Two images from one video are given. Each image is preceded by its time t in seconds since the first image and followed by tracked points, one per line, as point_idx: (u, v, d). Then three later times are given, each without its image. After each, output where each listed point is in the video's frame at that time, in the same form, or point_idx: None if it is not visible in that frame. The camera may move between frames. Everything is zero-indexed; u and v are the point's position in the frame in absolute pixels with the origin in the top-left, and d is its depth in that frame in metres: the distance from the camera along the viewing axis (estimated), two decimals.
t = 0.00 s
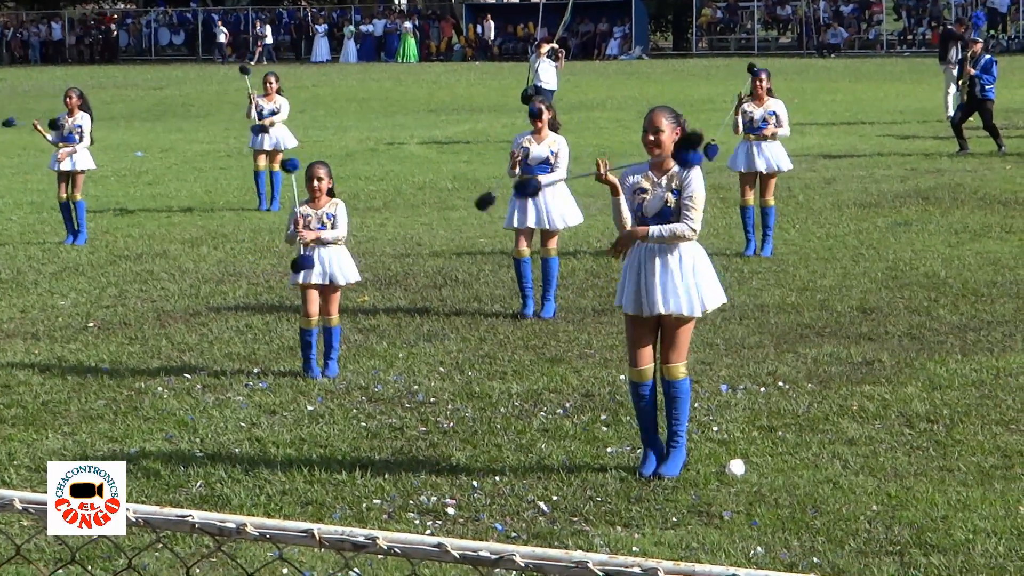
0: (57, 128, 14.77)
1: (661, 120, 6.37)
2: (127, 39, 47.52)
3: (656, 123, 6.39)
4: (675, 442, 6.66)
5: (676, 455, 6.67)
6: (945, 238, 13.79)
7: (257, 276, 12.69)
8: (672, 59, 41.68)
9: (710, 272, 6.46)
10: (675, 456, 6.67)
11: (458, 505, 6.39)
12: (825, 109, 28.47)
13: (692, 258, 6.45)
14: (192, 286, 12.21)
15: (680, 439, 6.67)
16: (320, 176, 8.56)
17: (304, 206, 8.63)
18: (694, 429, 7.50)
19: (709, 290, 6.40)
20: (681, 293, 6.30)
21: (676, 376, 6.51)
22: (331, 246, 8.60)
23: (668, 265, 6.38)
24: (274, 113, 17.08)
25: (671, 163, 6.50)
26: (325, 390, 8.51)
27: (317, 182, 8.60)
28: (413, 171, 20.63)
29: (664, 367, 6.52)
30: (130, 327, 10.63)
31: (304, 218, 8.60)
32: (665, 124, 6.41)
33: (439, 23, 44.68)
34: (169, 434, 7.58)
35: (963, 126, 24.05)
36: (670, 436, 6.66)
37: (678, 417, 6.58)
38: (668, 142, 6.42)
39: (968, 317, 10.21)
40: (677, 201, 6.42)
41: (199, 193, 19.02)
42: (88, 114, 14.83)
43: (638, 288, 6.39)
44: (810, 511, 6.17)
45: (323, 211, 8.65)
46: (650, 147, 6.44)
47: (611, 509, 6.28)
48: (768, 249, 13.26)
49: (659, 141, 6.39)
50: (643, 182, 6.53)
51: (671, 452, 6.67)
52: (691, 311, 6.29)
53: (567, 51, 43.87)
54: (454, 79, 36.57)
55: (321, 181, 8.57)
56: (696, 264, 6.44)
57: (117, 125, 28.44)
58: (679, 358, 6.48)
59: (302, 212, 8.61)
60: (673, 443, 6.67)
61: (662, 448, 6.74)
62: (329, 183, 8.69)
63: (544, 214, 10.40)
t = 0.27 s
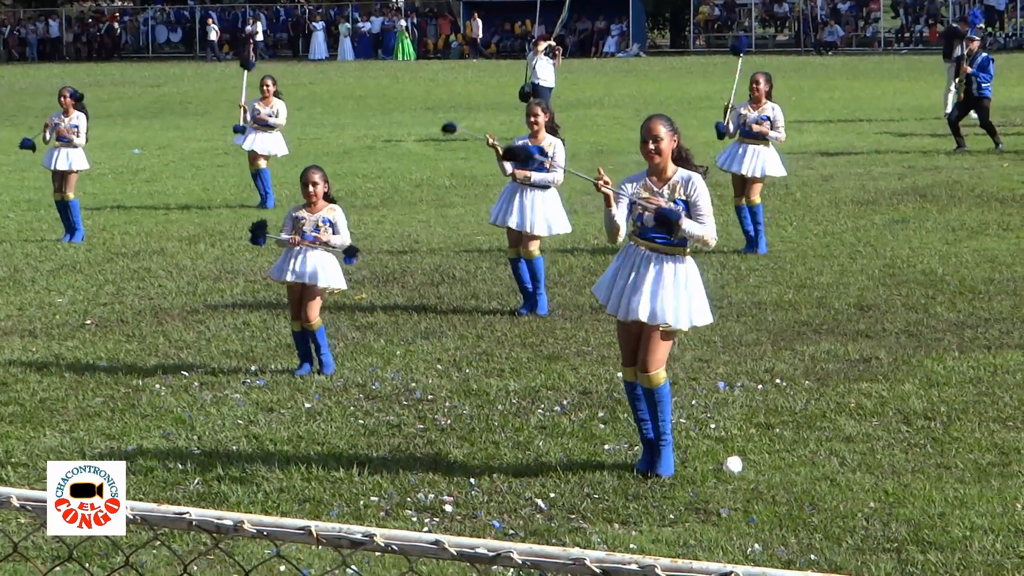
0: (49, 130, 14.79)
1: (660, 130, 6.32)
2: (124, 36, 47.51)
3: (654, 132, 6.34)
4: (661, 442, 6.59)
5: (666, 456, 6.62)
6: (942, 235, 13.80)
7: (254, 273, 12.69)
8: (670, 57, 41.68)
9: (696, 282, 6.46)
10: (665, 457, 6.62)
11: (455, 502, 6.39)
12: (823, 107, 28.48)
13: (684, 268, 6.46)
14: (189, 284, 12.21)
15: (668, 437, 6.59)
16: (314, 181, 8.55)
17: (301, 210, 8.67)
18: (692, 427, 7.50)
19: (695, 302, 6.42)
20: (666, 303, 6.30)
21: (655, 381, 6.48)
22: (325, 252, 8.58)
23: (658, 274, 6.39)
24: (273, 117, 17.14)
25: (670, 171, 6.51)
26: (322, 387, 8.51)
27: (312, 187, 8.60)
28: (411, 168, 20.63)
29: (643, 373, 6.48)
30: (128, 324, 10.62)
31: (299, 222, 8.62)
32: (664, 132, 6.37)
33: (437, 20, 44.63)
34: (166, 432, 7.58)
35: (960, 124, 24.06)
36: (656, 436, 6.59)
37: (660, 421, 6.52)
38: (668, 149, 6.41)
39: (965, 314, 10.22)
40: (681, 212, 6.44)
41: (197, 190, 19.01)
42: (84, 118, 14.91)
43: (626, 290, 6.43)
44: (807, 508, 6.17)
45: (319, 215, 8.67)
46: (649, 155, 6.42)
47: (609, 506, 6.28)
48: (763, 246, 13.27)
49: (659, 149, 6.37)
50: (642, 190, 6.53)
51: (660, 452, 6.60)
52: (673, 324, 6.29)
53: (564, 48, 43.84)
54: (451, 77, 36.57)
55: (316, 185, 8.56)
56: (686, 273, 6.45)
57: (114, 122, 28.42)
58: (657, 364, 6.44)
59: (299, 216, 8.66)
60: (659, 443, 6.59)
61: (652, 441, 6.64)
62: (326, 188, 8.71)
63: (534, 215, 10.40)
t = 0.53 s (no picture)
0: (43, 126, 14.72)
1: (657, 113, 6.35)
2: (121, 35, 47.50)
3: (653, 117, 6.36)
4: (670, 437, 6.64)
5: (674, 450, 6.65)
6: (940, 233, 13.80)
7: (252, 272, 12.69)
8: (667, 54, 41.70)
9: (699, 266, 6.47)
10: (671, 451, 6.66)
11: (453, 501, 6.38)
12: (821, 104, 28.49)
13: (684, 252, 6.45)
14: (187, 282, 12.20)
15: (675, 434, 6.65)
16: (312, 174, 8.60)
17: (297, 204, 8.66)
18: (690, 425, 7.50)
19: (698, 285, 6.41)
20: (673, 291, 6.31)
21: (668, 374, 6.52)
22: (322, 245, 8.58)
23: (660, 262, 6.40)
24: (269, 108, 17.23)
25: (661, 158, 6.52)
26: (320, 386, 8.51)
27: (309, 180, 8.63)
28: (408, 167, 20.62)
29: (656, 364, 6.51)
30: (126, 323, 10.61)
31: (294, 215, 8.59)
32: (659, 119, 6.40)
33: (434, 19, 44.62)
34: (164, 431, 7.58)
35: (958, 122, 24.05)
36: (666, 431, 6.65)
37: (671, 413, 6.58)
38: (663, 136, 6.43)
39: (963, 312, 10.22)
40: (672, 194, 6.41)
41: (194, 189, 18.99)
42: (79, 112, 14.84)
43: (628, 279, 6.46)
44: (805, 506, 6.17)
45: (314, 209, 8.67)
46: (644, 141, 6.43)
47: (607, 504, 6.28)
48: (762, 244, 13.27)
49: (656, 135, 6.38)
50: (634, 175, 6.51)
51: (667, 448, 6.66)
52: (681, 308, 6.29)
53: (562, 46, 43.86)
54: (448, 75, 36.57)
55: (313, 179, 8.63)
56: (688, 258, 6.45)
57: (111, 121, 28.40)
58: (669, 354, 6.48)
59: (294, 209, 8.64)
60: (668, 437, 6.65)
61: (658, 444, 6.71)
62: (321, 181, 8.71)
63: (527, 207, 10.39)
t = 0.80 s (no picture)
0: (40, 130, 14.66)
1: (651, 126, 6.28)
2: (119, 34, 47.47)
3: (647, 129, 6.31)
4: (669, 439, 6.66)
5: (672, 451, 6.67)
6: (937, 232, 13.81)
7: (250, 271, 12.68)
8: (664, 53, 41.72)
9: (705, 265, 6.45)
10: (669, 453, 6.67)
11: (451, 500, 6.39)
12: (818, 103, 28.51)
13: (687, 254, 6.43)
14: (185, 282, 12.20)
15: (674, 435, 6.67)
16: (315, 176, 8.59)
17: (298, 208, 8.67)
18: (688, 424, 7.50)
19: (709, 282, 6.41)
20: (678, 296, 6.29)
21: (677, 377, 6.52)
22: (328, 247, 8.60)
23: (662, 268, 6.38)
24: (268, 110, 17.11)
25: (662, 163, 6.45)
26: (318, 385, 8.51)
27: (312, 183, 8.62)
28: (405, 166, 20.62)
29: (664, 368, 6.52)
30: (123, 323, 10.61)
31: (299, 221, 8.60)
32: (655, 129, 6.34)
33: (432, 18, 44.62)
34: (162, 430, 7.57)
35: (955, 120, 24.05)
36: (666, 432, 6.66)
37: (676, 415, 6.58)
38: (659, 145, 6.37)
39: (961, 311, 10.23)
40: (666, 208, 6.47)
41: (192, 188, 18.98)
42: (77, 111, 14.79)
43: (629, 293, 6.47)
44: (803, 505, 6.17)
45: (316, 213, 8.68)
46: (641, 152, 6.38)
47: (605, 503, 6.29)
48: (761, 243, 13.27)
49: (651, 146, 6.33)
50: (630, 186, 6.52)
51: (666, 448, 6.67)
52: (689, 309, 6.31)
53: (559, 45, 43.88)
54: (446, 75, 36.57)
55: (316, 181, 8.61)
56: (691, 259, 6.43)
57: (109, 120, 28.38)
58: (678, 358, 6.48)
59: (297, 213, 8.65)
60: (668, 438, 6.66)
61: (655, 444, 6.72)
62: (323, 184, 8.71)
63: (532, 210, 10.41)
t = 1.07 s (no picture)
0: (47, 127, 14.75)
1: (658, 114, 6.33)
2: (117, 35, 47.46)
3: (654, 116, 6.35)
4: (670, 437, 6.65)
5: (672, 451, 6.66)
6: (936, 232, 13.81)
7: (248, 271, 12.68)
8: (662, 53, 41.74)
9: (704, 263, 6.45)
10: (670, 451, 6.67)
11: (450, 500, 6.38)
12: (816, 102, 28.51)
13: (686, 249, 6.44)
14: (184, 282, 12.18)
15: (675, 433, 6.66)
16: (315, 174, 8.50)
17: (301, 204, 8.66)
18: (687, 424, 7.50)
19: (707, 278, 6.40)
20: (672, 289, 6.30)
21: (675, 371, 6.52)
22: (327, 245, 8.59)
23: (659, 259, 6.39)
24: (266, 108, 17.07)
25: (668, 154, 6.46)
26: (317, 386, 8.51)
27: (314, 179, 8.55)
28: (404, 166, 20.60)
29: (663, 360, 6.51)
30: (122, 323, 10.60)
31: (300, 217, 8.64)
32: (663, 118, 6.37)
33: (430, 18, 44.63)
34: (161, 431, 7.57)
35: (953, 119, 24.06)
36: (667, 429, 6.66)
37: (675, 410, 6.58)
38: (665, 134, 6.38)
39: (960, 310, 10.23)
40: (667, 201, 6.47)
41: (190, 189, 18.97)
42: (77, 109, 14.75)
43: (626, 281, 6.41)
44: (802, 504, 6.17)
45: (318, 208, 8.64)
46: (645, 139, 6.41)
47: (604, 503, 6.29)
48: (760, 242, 13.28)
49: (655, 134, 6.36)
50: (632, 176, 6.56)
51: (667, 447, 6.66)
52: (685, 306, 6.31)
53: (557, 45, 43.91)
54: (444, 74, 36.55)
55: (317, 178, 8.51)
56: (689, 254, 6.43)
57: (107, 121, 28.36)
58: (676, 350, 6.47)
59: (299, 210, 8.66)
60: (669, 437, 6.66)
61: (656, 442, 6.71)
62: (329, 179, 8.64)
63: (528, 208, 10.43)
